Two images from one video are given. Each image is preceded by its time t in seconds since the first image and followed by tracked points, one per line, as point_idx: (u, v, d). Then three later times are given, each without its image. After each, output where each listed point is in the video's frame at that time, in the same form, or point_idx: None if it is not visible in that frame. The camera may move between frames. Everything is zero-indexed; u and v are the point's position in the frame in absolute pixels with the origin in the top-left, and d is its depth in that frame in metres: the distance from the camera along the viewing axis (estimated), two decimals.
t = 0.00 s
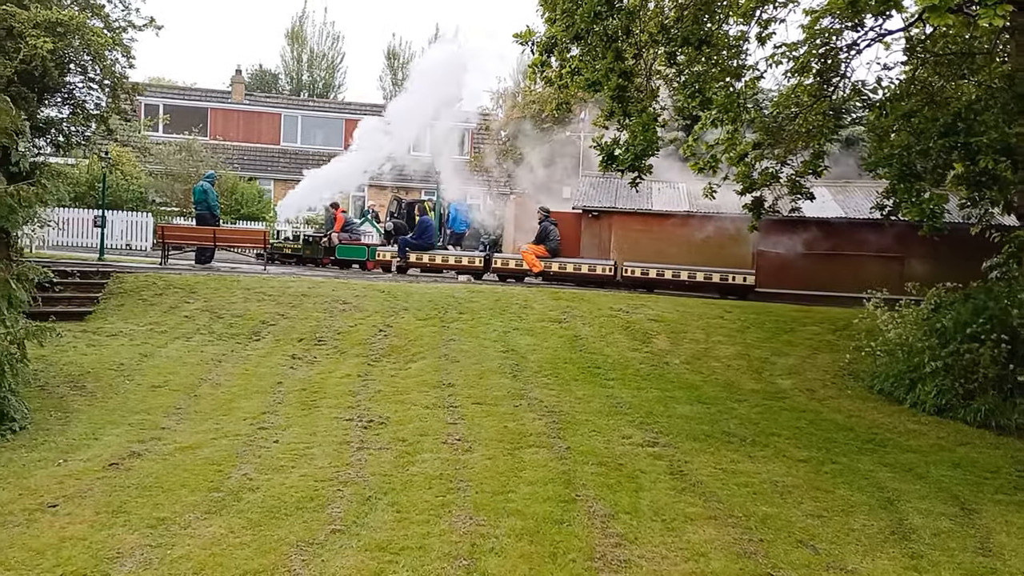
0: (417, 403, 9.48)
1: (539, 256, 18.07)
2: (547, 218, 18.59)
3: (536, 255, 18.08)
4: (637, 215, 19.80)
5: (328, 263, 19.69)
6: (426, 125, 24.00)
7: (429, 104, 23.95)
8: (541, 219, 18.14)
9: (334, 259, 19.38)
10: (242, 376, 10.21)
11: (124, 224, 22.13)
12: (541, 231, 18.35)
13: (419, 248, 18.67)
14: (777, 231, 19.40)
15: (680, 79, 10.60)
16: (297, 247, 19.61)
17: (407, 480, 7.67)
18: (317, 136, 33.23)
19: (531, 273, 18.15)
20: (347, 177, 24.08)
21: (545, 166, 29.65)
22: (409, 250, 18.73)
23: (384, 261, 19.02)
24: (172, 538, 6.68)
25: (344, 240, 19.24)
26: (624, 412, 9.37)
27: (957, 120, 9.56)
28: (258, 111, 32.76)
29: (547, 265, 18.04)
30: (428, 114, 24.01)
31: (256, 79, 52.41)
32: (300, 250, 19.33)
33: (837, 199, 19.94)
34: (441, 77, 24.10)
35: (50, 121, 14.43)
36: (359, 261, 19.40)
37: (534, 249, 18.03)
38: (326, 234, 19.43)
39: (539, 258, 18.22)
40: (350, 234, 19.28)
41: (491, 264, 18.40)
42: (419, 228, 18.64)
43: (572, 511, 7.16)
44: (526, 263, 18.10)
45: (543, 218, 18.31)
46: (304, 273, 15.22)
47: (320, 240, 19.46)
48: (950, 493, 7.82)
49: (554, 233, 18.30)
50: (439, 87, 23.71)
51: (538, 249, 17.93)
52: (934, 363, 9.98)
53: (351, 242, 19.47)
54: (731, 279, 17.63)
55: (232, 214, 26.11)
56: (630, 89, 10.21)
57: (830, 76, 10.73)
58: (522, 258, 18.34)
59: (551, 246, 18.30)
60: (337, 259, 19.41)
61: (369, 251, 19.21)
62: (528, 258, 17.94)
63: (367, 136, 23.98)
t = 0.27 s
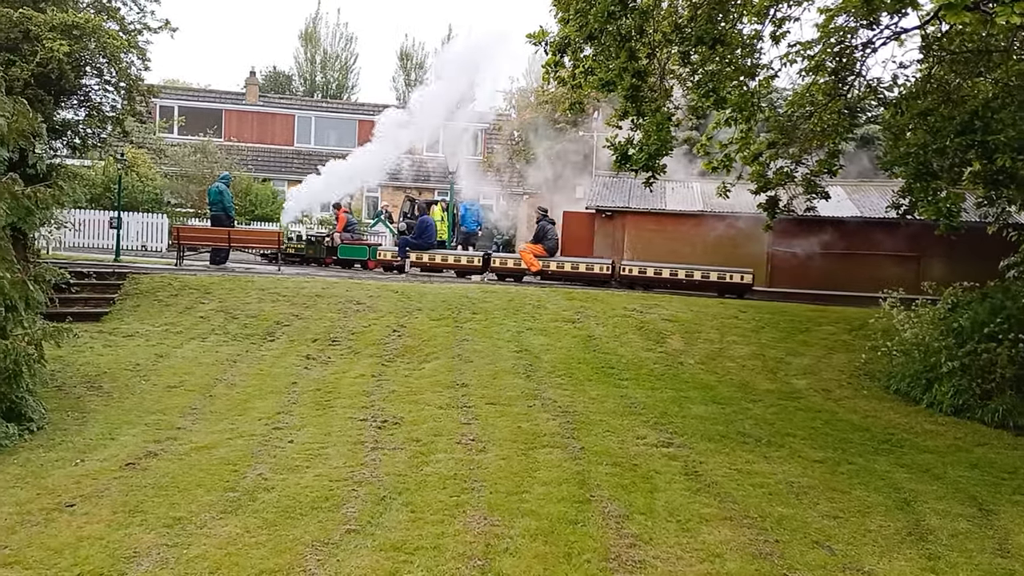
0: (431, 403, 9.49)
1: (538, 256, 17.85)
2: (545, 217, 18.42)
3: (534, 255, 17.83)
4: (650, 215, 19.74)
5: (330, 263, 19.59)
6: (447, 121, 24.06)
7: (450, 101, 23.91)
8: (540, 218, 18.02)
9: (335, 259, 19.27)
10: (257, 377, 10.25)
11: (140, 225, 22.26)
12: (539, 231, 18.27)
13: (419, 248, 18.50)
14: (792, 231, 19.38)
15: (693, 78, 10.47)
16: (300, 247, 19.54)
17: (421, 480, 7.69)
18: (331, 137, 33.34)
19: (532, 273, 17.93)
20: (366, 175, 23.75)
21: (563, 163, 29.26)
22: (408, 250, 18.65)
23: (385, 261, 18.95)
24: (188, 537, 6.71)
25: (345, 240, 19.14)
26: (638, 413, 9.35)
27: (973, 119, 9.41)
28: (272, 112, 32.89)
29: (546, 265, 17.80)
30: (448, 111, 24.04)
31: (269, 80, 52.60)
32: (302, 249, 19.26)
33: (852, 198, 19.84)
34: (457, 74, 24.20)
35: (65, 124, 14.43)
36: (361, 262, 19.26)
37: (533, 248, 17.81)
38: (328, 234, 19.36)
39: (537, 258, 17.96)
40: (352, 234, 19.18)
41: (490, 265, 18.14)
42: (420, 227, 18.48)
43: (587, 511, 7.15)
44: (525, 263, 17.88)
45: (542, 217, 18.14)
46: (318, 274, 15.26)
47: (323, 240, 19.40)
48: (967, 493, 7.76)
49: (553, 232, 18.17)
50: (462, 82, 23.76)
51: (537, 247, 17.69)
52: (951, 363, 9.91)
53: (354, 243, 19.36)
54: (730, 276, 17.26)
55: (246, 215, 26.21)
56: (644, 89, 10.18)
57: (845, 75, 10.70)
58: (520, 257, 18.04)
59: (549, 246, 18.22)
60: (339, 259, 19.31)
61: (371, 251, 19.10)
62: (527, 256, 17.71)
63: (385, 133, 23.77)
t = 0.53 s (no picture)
0: (438, 403, 9.50)
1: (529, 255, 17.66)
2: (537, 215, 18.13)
3: (525, 254, 17.64)
4: (657, 216, 19.70)
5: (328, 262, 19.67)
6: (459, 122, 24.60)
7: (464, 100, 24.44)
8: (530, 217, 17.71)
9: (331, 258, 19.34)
10: (264, 377, 10.27)
11: (148, 225, 22.35)
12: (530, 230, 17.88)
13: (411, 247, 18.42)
14: (800, 231, 19.33)
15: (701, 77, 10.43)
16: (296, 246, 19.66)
17: (428, 480, 7.70)
18: (338, 137, 33.41)
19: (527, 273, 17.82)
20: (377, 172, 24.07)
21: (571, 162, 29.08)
22: (402, 250, 18.62)
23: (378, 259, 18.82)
24: (196, 536, 6.73)
25: (340, 239, 19.21)
26: (645, 413, 9.34)
27: (982, 119, 9.50)
28: (279, 113, 32.97)
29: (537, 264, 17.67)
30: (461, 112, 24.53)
31: (277, 80, 52.71)
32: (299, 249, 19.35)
33: (859, 199, 19.79)
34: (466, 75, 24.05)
35: (74, 124, 14.50)
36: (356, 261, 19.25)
37: (524, 248, 17.63)
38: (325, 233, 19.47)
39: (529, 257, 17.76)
40: (347, 234, 19.22)
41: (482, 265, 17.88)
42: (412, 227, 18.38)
43: (594, 512, 7.15)
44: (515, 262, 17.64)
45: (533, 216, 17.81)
46: (325, 274, 15.29)
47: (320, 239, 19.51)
48: (976, 495, 7.73)
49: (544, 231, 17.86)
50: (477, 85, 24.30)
51: (527, 247, 17.47)
52: (959, 364, 9.88)
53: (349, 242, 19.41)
54: (718, 276, 16.95)
55: (253, 215, 26.27)
56: (651, 90, 10.14)
57: (853, 75, 10.61)
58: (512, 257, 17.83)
59: (540, 246, 17.82)
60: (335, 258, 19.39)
61: (365, 250, 19.08)
62: (516, 255, 17.51)
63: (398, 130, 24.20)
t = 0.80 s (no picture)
0: (446, 404, 9.50)
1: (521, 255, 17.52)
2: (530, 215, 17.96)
3: (517, 254, 17.50)
4: (665, 216, 19.68)
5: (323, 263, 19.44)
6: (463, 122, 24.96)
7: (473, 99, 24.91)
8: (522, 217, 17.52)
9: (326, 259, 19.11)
10: (272, 378, 10.29)
11: (156, 227, 22.43)
12: (523, 230, 17.73)
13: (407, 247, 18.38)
14: (808, 231, 19.32)
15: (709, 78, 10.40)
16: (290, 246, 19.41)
17: (436, 481, 7.70)
18: (345, 139, 33.47)
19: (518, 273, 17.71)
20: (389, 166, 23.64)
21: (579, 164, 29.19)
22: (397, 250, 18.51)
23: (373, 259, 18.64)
24: (204, 537, 6.74)
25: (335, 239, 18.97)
26: (653, 415, 9.33)
27: (991, 119, 9.59)
28: (287, 114, 33.05)
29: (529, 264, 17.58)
30: (470, 111, 24.97)
31: (284, 82, 52.86)
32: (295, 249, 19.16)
33: (868, 199, 19.75)
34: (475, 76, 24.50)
35: (83, 126, 14.60)
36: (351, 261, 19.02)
37: (515, 248, 17.47)
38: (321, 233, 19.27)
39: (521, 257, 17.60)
40: (343, 234, 19.00)
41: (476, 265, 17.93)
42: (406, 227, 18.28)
43: (602, 513, 7.14)
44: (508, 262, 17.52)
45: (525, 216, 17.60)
46: (333, 275, 15.32)
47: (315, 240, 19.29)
48: (986, 497, 7.69)
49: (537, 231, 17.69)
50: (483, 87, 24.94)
51: (518, 248, 17.33)
52: (969, 365, 9.84)
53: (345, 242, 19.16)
54: (709, 275, 16.78)
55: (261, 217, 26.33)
56: (659, 90, 10.15)
57: (862, 75, 10.59)
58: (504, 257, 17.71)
59: (533, 246, 17.65)
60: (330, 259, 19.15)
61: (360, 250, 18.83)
62: (509, 255, 17.37)
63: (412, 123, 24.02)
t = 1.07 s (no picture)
0: (452, 406, 9.50)
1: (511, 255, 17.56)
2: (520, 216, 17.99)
3: (507, 255, 17.54)
4: (671, 218, 19.64)
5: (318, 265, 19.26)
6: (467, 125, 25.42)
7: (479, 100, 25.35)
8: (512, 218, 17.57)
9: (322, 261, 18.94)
10: (278, 380, 10.30)
11: (163, 229, 22.52)
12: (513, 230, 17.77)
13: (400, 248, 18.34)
14: (814, 232, 19.26)
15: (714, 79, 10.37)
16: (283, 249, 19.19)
17: (442, 483, 7.70)
18: (351, 141, 33.52)
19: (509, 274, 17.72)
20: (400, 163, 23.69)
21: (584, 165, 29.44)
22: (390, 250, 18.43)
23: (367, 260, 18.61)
24: (211, 539, 6.75)
25: (330, 241, 18.84)
26: (659, 416, 9.32)
27: (998, 119, 9.56)
28: (293, 117, 33.13)
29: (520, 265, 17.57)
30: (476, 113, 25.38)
31: (290, 85, 52.97)
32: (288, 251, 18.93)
33: (874, 199, 19.73)
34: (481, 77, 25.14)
35: (90, 129, 14.67)
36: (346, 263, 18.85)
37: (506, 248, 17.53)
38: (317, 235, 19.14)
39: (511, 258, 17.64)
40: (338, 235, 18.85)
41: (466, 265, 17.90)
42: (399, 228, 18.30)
43: (608, 515, 7.13)
44: (498, 263, 17.55)
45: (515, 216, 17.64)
46: (340, 277, 15.34)
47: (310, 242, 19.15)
48: (993, 498, 7.66)
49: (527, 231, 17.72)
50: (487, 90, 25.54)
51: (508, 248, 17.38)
52: (976, 366, 9.80)
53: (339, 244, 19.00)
54: (696, 275, 16.78)
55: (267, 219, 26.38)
56: (664, 91, 10.19)
57: (868, 75, 10.37)
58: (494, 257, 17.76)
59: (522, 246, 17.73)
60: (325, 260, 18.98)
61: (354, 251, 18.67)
62: (499, 256, 17.40)
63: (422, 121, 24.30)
